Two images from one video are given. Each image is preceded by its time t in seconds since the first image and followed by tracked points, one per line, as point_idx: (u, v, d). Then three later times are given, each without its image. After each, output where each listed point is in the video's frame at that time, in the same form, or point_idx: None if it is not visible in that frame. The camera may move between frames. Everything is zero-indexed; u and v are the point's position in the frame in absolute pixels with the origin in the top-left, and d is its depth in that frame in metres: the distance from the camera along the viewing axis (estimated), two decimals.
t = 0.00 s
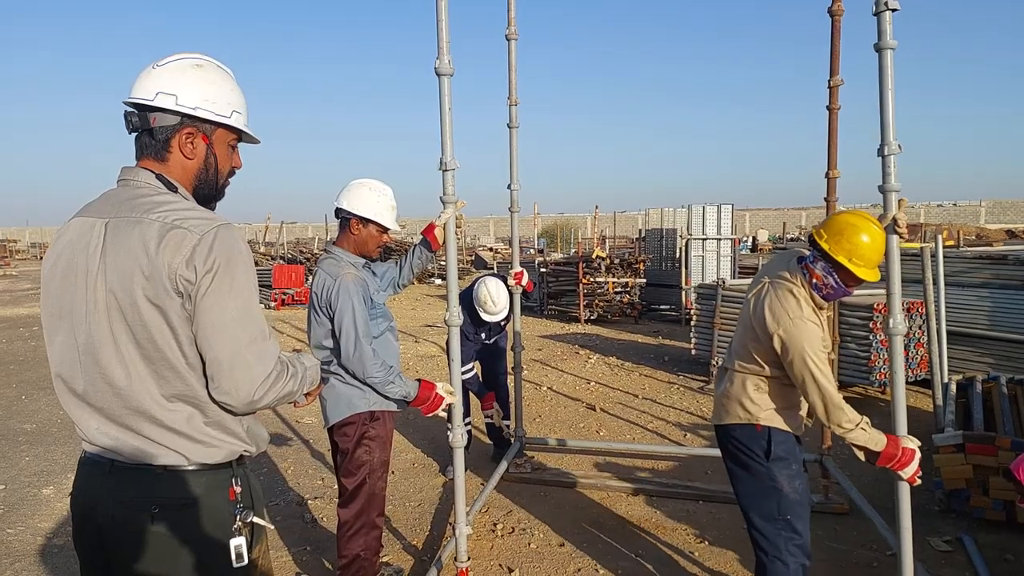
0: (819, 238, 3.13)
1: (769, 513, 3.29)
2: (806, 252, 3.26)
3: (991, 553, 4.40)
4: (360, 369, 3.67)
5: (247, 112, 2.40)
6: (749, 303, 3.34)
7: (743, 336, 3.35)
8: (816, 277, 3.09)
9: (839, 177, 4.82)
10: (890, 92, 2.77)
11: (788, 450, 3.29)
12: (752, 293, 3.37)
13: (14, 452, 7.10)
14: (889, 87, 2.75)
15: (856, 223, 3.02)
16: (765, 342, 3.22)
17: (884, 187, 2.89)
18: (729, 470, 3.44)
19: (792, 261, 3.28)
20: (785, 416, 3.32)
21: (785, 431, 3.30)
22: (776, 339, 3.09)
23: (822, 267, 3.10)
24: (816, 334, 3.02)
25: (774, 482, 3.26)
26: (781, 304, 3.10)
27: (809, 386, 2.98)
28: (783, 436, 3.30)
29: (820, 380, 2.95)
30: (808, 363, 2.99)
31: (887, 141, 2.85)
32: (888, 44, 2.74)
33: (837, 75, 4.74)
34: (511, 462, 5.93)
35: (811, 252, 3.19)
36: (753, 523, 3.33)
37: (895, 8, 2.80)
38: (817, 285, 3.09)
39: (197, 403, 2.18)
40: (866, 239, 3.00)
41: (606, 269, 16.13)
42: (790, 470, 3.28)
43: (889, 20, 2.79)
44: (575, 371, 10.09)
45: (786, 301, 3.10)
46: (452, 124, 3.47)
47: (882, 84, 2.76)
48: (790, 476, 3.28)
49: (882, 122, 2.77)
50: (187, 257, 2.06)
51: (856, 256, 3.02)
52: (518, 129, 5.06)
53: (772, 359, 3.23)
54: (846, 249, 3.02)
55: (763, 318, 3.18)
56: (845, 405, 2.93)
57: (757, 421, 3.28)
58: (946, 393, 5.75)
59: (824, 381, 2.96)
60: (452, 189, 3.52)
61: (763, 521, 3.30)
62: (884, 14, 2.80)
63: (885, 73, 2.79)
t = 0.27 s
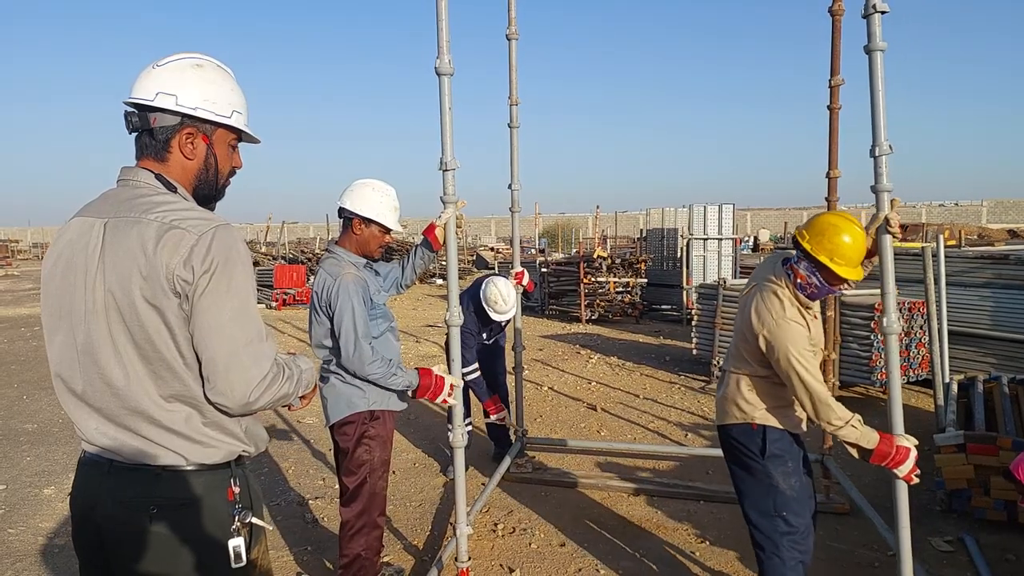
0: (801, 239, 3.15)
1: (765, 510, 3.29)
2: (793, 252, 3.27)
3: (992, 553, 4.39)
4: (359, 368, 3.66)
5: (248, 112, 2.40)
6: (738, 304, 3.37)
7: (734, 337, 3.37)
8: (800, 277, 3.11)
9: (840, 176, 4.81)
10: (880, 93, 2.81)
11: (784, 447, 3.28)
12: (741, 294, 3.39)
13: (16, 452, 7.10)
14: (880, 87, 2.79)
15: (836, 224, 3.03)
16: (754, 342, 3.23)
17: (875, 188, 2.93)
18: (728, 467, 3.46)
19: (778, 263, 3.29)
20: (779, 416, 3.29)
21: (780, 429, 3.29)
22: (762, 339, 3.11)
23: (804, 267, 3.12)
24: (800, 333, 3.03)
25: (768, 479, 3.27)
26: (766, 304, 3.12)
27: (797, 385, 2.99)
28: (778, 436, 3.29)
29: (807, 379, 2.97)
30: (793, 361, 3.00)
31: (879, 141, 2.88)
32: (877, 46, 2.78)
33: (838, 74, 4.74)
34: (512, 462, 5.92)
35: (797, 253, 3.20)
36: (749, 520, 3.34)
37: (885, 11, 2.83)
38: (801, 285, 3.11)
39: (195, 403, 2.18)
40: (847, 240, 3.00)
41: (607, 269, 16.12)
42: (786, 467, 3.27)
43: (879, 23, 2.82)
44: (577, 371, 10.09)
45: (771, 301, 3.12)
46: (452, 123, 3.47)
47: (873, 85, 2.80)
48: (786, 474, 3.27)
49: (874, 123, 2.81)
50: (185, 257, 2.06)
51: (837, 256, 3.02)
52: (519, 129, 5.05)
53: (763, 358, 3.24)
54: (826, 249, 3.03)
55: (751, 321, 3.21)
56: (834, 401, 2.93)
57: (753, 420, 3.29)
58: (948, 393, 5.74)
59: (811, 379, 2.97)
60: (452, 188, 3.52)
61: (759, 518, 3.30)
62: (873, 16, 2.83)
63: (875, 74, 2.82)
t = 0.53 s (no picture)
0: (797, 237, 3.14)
1: (755, 502, 3.28)
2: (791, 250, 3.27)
3: (994, 553, 4.38)
4: (373, 362, 3.68)
5: (248, 112, 2.40)
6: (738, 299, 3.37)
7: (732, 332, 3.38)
8: (796, 274, 3.12)
9: (840, 175, 4.80)
10: (875, 93, 2.80)
11: (776, 439, 3.28)
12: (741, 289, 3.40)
13: (17, 452, 7.11)
14: (876, 87, 2.78)
15: (833, 223, 3.02)
16: (751, 336, 3.24)
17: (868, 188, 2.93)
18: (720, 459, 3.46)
19: (778, 260, 3.30)
20: (773, 408, 3.29)
21: (773, 421, 3.28)
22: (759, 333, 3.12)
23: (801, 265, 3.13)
24: (796, 330, 3.03)
25: (758, 470, 3.26)
26: (764, 299, 3.13)
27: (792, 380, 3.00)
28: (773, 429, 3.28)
29: (802, 374, 2.97)
30: (788, 355, 3.01)
31: (873, 141, 2.88)
32: (872, 46, 2.77)
33: (839, 74, 4.72)
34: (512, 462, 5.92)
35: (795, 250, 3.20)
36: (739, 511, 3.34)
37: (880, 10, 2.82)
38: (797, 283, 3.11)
39: (194, 403, 2.18)
40: (843, 239, 2.99)
41: (608, 268, 16.11)
42: (778, 459, 3.27)
43: (874, 23, 2.81)
44: (577, 371, 10.09)
45: (768, 296, 3.12)
46: (452, 123, 3.46)
47: (868, 85, 2.79)
48: (777, 465, 3.26)
49: (868, 122, 2.81)
50: (184, 257, 2.05)
51: (830, 255, 3.01)
52: (519, 128, 5.05)
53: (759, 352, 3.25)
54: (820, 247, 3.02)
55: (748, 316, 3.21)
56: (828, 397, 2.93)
57: (746, 411, 3.28)
58: (949, 392, 5.73)
59: (805, 375, 2.97)
60: (452, 187, 3.51)
61: (750, 509, 3.30)
62: (869, 15, 2.82)
63: (870, 73, 2.81)
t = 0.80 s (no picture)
0: (800, 226, 3.13)
1: (761, 498, 3.28)
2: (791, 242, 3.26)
3: (994, 552, 4.38)
4: (383, 360, 3.70)
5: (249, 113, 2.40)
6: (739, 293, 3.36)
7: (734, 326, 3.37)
8: (800, 264, 3.10)
9: (841, 174, 4.79)
10: (873, 93, 2.80)
11: (781, 435, 3.28)
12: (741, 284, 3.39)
13: (17, 450, 7.11)
14: (874, 87, 2.78)
15: (836, 211, 3.02)
16: (754, 330, 3.23)
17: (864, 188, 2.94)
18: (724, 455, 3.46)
19: (778, 251, 3.29)
20: (779, 403, 3.29)
21: (778, 417, 3.28)
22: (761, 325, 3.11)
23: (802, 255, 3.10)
24: (800, 321, 3.03)
25: (764, 467, 3.26)
26: (766, 291, 3.13)
27: (795, 372, 3.00)
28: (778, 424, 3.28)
29: (806, 366, 2.97)
30: (792, 348, 3.00)
31: (870, 141, 2.87)
32: (871, 45, 2.77)
33: (840, 73, 4.72)
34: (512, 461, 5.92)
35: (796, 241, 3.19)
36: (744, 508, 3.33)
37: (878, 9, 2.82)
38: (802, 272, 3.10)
39: (195, 402, 2.18)
40: (846, 227, 2.99)
41: (608, 268, 16.10)
42: (783, 455, 3.26)
43: (873, 22, 2.81)
44: (578, 370, 10.08)
45: (771, 288, 3.12)
46: (453, 122, 3.46)
47: (866, 85, 2.79)
48: (782, 461, 3.26)
49: (866, 122, 2.81)
50: (185, 256, 2.05)
51: (836, 244, 3.01)
52: (520, 127, 5.05)
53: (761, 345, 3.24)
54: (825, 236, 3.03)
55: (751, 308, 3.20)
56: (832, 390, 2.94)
57: (751, 408, 3.27)
58: (950, 391, 5.73)
59: (809, 367, 2.98)
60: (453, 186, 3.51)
61: (754, 505, 3.29)
62: (867, 15, 2.82)
63: (869, 73, 2.82)
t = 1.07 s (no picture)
0: (810, 223, 3.14)
1: (767, 500, 3.27)
2: (796, 238, 3.28)
3: (995, 552, 4.38)
4: (379, 363, 3.66)
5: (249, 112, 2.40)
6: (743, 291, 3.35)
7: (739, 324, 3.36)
8: (811, 261, 3.11)
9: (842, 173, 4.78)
10: (881, 92, 2.81)
11: (788, 437, 3.27)
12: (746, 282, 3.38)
13: (17, 450, 7.11)
14: (882, 86, 2.78)
15: (843, 206, 3.05)
16: (761, 329, 3.21)
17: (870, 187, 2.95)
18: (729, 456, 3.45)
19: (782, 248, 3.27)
20: (785, 404, 3.28)
21: (785, 418, 3.28)
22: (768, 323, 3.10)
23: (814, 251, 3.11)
24: (808, 320, 3.03)
25: (772, 469, 3.25)
26: (772, 289, 3.11)
27: (803, 372, 2.99)
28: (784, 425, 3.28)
29: (814, 366, 2.97)
30: (801, 348, 3.00)
31: (877, 140, 2.88)
32: (880, 45, 2.78)
33: (841, 72, 4.72)
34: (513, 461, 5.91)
35: (803, 238, 3.21)
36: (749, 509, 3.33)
37: (888, 8, 2.82)
38: (813, 270, 3.11)
39: (196, 402, 2.17)
40: (853, 221, 3.03)
41: (609, 267, 16.10)
42: (790, 457, 3.26)
43: (881, 21, 2.82)
44: (578, 369, 10.08)
45: (778, 286, 3.11)
46: (454, 121, 3.46)
47: (875, 84, 2.79)
48: (789, 464, 3.25)
49: (873, 122, 2.82)
50: (186, 256, 2.05)
51: (847, 238, 3.04)
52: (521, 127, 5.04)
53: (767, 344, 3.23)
54: (837, 232, 3.05)
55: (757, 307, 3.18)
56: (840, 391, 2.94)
57: (757, 409, 3.26)
58: (951, 390, 5.72)
59: (817, 367, 2.97)
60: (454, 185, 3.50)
61: (760, 507, 3.29)
62: (876, 15, 2.82)
63: (877, 73, 2.82)
